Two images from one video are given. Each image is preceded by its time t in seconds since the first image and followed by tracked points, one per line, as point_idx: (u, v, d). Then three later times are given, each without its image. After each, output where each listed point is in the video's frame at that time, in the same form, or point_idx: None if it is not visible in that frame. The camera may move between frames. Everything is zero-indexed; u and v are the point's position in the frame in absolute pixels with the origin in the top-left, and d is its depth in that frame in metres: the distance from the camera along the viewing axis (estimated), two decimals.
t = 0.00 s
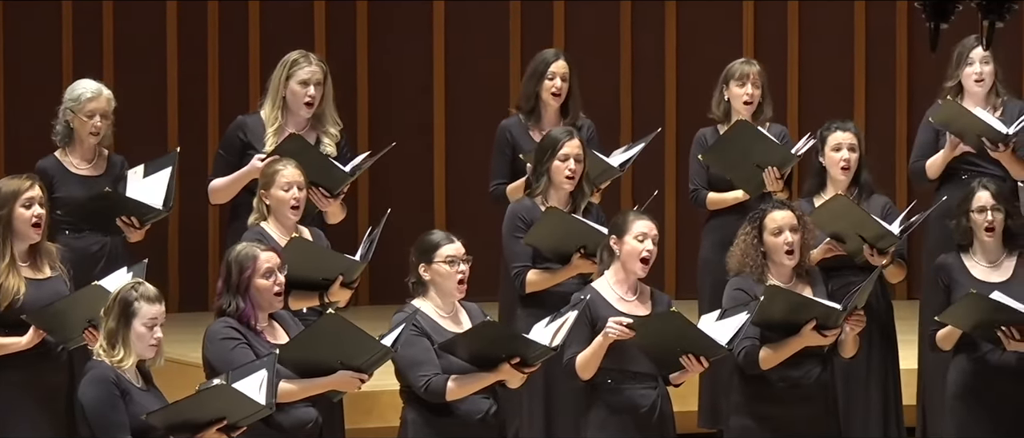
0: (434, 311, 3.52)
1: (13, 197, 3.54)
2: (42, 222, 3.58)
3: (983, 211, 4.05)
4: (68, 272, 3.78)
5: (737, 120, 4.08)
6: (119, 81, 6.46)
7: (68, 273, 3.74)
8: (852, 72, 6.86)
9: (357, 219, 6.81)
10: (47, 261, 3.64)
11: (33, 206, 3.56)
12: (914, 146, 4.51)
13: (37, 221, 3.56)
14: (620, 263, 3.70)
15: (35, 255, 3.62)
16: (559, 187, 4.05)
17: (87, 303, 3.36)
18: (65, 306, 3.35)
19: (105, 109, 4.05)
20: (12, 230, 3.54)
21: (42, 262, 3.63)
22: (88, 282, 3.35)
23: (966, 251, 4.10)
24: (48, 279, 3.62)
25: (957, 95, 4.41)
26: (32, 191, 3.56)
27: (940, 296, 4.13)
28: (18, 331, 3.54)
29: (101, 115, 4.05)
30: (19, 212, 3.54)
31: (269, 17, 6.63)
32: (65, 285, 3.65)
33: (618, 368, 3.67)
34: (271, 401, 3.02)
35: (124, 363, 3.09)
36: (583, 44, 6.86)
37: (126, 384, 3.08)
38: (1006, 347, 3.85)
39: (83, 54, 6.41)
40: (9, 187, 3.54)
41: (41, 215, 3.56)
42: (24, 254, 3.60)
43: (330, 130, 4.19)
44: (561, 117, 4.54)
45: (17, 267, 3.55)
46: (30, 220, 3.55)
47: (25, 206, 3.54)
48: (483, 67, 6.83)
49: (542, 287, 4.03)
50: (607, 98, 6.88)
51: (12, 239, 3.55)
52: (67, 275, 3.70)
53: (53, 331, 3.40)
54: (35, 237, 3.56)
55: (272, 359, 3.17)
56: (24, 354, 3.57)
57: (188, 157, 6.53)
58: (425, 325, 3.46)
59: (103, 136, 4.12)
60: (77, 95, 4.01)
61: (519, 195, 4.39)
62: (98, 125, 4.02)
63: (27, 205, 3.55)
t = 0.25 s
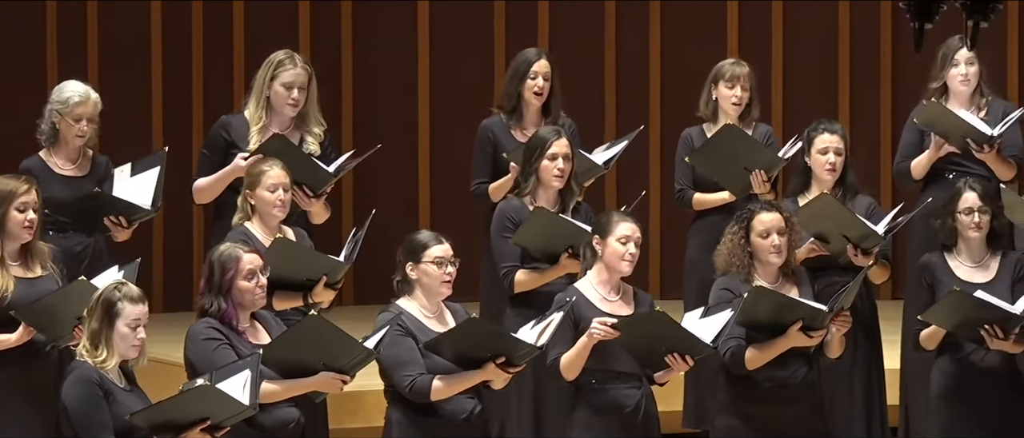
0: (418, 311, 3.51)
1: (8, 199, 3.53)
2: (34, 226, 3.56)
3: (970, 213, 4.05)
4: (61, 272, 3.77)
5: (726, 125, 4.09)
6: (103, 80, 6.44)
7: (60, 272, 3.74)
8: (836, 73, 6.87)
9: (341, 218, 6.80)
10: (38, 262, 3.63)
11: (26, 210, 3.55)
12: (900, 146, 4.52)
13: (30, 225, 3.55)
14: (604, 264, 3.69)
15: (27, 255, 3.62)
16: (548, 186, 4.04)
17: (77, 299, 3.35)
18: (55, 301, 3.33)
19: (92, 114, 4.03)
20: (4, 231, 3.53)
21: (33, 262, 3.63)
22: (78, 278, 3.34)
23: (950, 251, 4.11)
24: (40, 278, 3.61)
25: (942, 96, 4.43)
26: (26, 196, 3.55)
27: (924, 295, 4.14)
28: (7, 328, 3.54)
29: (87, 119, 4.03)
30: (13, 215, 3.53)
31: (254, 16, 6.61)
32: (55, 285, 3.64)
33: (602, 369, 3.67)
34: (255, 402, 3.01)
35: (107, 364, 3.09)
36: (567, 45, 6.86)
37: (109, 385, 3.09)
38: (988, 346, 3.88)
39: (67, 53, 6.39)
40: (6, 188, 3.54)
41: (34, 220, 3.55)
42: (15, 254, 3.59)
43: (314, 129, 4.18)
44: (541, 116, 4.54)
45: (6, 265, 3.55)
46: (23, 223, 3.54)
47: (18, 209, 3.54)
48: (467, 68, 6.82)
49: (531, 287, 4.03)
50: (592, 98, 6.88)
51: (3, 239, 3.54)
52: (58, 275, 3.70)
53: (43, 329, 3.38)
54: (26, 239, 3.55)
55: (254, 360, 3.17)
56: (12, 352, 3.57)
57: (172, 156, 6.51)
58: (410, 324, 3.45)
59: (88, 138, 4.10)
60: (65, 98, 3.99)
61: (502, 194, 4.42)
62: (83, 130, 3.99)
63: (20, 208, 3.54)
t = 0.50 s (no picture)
0: (404, 310, 3.51)
1: (6, 201, 3.53)
2: (29, 229, 3.57)
3: (959, 216, 4.04)
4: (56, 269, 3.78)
5: (716, 129, 4.10)
6: (90, 80, 6.42)
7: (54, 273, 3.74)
8: (823, 73, 6.88)
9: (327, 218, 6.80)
10: (31, 263, 3.63)
11: (23, 213, 3.55)
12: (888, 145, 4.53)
13: (25, 228, 3.55)
14: (585, 265, 3.69)
15: (21, 256, 3.62)
16: (537, 185, 4.04)
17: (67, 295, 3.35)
18: (44, 296, 3.33)
19: (78, 116, 4.01)
20: None
21: (26, 263, 3.62)
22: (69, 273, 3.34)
23: (937, 250, 4.12)
24: (33, 278, 3.61)
25: (930, 95, 4.44)
26: (24, 199, 3.55)
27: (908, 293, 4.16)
28: None
29: (74, 122, 4.01)
30: (10, 217, 3.53)
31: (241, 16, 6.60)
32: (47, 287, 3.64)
33: (587, 369, 3.65)
34: (241, 402, 3.00)
35: (93, 364, 3.09)
36: (554, 45, 6.86)
37: (94, 386, 3.08)
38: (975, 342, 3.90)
39: (54, 53, 6.38)
40: (5, 188, 3.54)
41: (29, 224, 3.55)
42: (9, 254, 3.59)
43: (298, 128, 4.17)
44: (525, 116, 4.54)
45: None
46: (19, 225, 3.54)
47: (15, 211, 3.54)
48: (454, 68, 6.82)
49: (520, 288, 4.04)
50: (579, 98, 6.89)
51: None
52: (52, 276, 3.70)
53: (36, 327, 3.38)
54: (21, 241, 3.55)
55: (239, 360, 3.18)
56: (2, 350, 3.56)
57: (159, 156, 6.49)
58: (396, 323, 3.45)
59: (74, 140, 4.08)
60: (52, 100, 3.97)
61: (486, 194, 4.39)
62: (69, 132, 3.96)
63: (16, 212, 3.54)
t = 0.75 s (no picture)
0: (384, 310, 3.49)
1: None
2: (18, 229, 3.58)
3: (940, 217, 4.05)
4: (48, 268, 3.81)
5: (697, 130, 4.11)
6: (70, 80, 6.40)
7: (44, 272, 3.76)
8: (804, 73, 6.89)
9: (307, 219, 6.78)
10: (21, 263, 3.65)
11: (12, 214, 3.56)
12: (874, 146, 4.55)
13: (14, 228, 3.56)
14: (563, 265, 3.68)
15: (10, 255, 3.64)
16: (520, 184, 4.04)
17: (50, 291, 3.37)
18: (28, 292, 3.35)
19: (55, 115, 3.98)
20: None
21: (16, 263, 3.65)
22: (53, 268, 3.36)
23: (917, 249, 4.12)
24: (23, 277, 3.64)
25: (916, 95, 4.45)
26: (14, 200, 3.57)
27: (889, 292, 4.15)
28: None
29: (51, 121, 3.98)
30: None
31: (222, 16, 6.58)
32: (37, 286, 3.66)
33: (566, 368, 3.62)
34: (223, 404, 2.99)
35: (71, 365, 3.07)
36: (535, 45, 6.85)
37: (74, 387, 3.07)
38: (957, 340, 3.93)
39: (34, 53, 6.35)
40: None
41: (18, 224, 3.56)
42: None
43: (275, 125, 4.15)
44: (501, 116, 4.53)
45: None
46: (8, 226, 3.56)
47: (4, 212, 3.55)
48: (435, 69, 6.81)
49: (504, 288, 4.05)
50: (560, 98, 6.89)
51: None
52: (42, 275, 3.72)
53: (24, 326, 3.40)
54: (10, 241, 3.57)
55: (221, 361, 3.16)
56: None
57: (139, 157, 6.47)
58: (376, 323, 3.44)
59: (52, 139, 4.05)
60: (28, 99, 3.94)
61: (463, 194, 4.38)
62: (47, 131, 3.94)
63: (5, 212, 3.55)
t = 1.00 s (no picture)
0: (369, 310, 3.49)
1: None
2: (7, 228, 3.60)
3: (923, 217, 4.05)
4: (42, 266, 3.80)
5: (684, 129, 4.12)
6: (54, 80, 6.38)
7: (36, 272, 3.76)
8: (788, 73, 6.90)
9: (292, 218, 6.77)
10: (11, 263, 3.67)
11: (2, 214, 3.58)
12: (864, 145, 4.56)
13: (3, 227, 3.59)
14: (544, 267, 3.68)
15: None
16: (506, 184, 4.03)
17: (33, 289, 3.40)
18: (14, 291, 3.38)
19: (37, 114, 3.97)
20: None
21: (6, 264, 3.66)
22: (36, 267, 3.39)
23: (901, 250, 4.13)
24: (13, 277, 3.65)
25: (905, 95, 4.48)
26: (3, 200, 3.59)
27: (873, 293, 4.12)
28: None
29: (33, 119, 3.96)
30: None
31: (206, 16, 6.56)
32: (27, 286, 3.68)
33: (549, 368, 3.62)
34: (207, 404, 2.98)
35: (53, 365, 3.09)
36: (519, 45, 6.85)
37: (57, 387, 3.09)
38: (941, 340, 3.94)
39: (17, 52, 6.32)
40: None
41: (8, 223, 3.59)
42: None
43: (254, 121, 4.14)
44: (481, 116, 4.52)
45: None
46: None
47: None
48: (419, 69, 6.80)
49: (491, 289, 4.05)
50: (544, 98, 6.89)
51: None
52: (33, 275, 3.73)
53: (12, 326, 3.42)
54: None
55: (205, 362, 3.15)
56: None
57: (123, 157, 6.45)
58: (360, 323, 3.44)
59: (34, 138, 4.04)
60: (10, 98, 3.91)
61: (444, 194, 4.40)
62: (28, 130, 3.92)
63: None
